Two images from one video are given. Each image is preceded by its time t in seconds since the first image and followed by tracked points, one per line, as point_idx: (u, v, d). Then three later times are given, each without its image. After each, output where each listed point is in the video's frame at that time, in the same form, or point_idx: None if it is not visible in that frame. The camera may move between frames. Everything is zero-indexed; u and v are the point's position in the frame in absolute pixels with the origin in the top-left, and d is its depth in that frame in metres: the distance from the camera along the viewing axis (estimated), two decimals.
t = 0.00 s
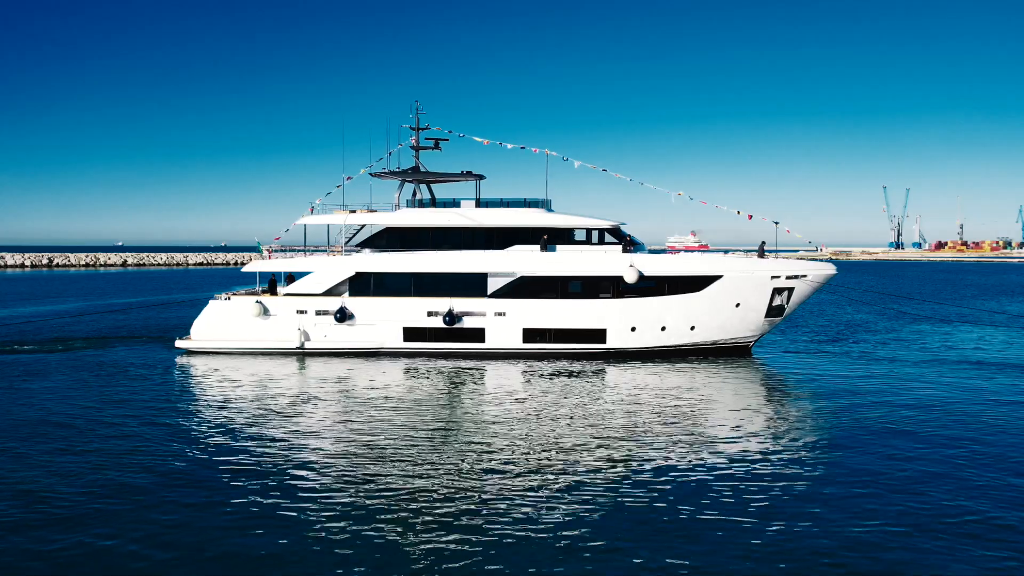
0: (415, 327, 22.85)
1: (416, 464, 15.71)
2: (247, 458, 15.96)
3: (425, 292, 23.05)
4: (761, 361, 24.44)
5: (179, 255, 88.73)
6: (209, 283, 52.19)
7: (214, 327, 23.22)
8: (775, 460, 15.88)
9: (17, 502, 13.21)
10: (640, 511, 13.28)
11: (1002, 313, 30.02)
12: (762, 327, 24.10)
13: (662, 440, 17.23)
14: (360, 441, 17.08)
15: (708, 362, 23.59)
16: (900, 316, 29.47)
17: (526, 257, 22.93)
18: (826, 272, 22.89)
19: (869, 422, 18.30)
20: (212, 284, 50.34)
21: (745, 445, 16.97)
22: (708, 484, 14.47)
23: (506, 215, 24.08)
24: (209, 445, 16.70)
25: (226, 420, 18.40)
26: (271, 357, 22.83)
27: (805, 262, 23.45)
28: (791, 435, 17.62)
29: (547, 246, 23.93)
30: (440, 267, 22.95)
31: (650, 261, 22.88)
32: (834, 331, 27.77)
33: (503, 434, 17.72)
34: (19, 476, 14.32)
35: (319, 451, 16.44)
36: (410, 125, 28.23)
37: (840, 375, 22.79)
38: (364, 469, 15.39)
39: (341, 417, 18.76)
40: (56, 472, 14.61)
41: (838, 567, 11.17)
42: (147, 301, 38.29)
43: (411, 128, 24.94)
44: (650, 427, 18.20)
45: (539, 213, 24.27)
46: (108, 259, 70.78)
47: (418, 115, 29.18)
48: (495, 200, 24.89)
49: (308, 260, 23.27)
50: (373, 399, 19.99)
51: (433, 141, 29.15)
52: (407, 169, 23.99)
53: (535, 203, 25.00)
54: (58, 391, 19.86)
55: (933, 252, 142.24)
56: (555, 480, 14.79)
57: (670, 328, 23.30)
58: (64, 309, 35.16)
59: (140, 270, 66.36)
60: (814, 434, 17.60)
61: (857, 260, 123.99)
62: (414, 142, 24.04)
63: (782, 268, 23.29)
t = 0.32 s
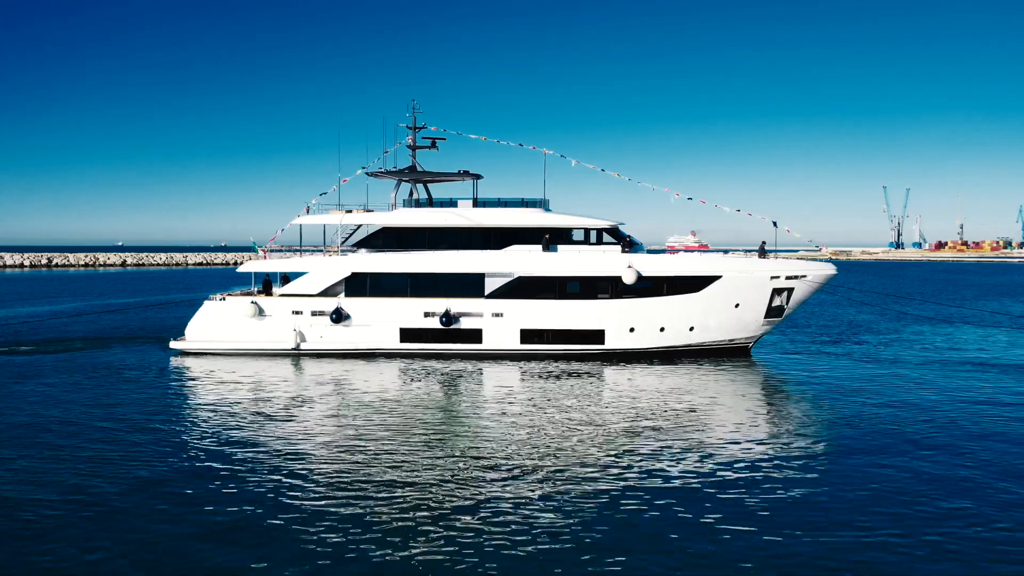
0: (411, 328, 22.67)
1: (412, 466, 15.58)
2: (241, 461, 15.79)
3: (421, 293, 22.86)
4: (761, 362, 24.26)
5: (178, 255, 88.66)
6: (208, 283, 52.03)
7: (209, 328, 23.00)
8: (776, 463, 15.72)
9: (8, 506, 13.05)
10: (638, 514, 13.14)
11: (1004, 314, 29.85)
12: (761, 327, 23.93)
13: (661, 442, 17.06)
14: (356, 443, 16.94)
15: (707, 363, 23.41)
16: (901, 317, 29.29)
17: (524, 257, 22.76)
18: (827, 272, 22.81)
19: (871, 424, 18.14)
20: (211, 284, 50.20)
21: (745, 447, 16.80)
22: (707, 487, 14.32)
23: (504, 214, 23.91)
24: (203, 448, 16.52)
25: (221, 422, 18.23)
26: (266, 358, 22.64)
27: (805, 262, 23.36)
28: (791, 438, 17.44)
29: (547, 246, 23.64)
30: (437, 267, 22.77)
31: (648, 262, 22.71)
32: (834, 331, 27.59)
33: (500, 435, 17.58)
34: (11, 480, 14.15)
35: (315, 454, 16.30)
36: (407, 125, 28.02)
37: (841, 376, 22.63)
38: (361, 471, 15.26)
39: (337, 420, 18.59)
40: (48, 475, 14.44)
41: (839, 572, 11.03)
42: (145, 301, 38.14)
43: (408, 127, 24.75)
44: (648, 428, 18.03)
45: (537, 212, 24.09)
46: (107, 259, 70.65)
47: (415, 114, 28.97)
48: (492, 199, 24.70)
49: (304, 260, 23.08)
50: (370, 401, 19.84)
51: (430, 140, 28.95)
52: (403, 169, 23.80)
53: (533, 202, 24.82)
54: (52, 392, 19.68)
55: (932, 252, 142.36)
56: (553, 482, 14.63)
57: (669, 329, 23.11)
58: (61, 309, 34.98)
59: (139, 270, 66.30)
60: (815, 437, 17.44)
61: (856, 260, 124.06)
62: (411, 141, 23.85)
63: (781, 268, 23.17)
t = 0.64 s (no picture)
0: (410, 332, 22.22)
1: (412, 472, 15.16)
2: (235, 468, 15.36)
3: (420, 295, 22.41)
4: (766, 366, 23.73)
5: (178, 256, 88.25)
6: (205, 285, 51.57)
7: (203, 332, 22.51)
8: (785, 471, 15.23)
9: None
10: (645, 524, 12.63)
11: (1014, 316, 29.38)
12: (766, 331, 23.46)
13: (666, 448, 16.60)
14: (354, 450, 16.52)
15: (711, 367, 22.91)
16: (909, 320, 28.78)
17: (525, 259, 22.32)
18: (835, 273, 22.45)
19: (882, 431, 17.63)
20: (210, 286, 49.63)
21: (752, 454, 16.30)
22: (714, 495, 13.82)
23: (504, 215, 23.46)
24: (194, 456, 16.03)
25: (215, 428, 17.76)
26: (262, 363, 22.18)
27: (811, 264, 22.97)
28: (799, 445, 16.94)
29: (554, 247, 23.27)
30: (436, 269, 22.33)
31: (651, 264, 22.29)
32: (841, 334, 27.08)
33: (501, 440, 17.15)
34: None
35: (312, 461, 15.87)
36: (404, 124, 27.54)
37: (849, 380, 22.13)
38: (359, 478, 14.84)
39: (332, 425, 18.11)
40: (35, 485, 13.98)
41: None
42: (140, 304, 37.54)
43: (406, 126, 24.29)
44: (651, 434, 17.54)
45: (537, 213, 23.65)
46: (106, 260, 70.12)
47: (413, 113, 28.48)
48: (492, 200, 24.25)
49: (300, 262, 22.62)
50: (368, 406, 19.40)
51: (428, 140, 28.48)
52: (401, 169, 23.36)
53: (533, 203, 24.37)
54: (42, 398, 19.20)
55: (937, 253, 141.72)
56: (555, 490, 14.13)
57: (672, 332, 22.63)
58: (54, 312, 34.39)
59: (138, 271, 65.95)
60: (824, 443, 16.93)
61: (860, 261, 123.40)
62: (410, 140, 23.41)
63: (787, 270, 22.75)
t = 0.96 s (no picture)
0: (408, 336, 21.70)
1: (409, 478, 14.66)
2: (226, 475, 14.85)
3: (418, 298, 21.88)
4: (774, 371, 23.15)
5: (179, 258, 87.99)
6: (204, 287, 51.05)
7: (196, 336, 22.00)
8: (799, 480, 14.62)
9: None
10: (654, 535, 12.05)
11: None
12: (773, 334, 22.91)
13: (671, 454, 16.07)
14: (349, 455, 16.02)
15: (717, 372, 22.34)
16: (919, 323, 28.19)
17: (526, 261, 21.80)
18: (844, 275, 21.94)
19: (897, 438, 17.03)
20: (209, 288, 49.17)
21: (763, 461, 15.71)
22: (725, 506, 13.24)
23: (505, 216, 22.94)
24: (184, 463, 15.50)
25: (206, 435, 17.25)
26: (256, 367, 21.67)
27: (819, 266, 22.48)
28: (811, 451, 16.35)
29: (559, 249, 22.74)
30: (434, 271, 21.81)
31: (655, 266, 21.79)
32: (849, 338, 26.50)
33: (501, 446, 16.64)
34: None
35: (306, 466, 15.38)
36: (403, 122, 27.02)
37: (860, 385, 21.52)
38: (354, 484, 14.35)
39: (328, 432, 17.55)
40: (17, 494, 13.48)
41: None
42: (137, 306, 37.11)
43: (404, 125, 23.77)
44: (657, 440, 16.98)
45: (539, 214, 23.12)
46: (105, 262, 69.78)
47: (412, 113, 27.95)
48: (492, 201, 23.76)
49: (296, 264, 22.11)
50: (365, 411, 18.90)
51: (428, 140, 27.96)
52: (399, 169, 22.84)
53: (534, 203, 23.89)
54: (29, 404, 18.70)
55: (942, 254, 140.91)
56: (559, 499, 13.57)
57: (677, 336, 22.08)
58: (49, 314, 33.97)
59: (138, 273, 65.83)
60: (837, 450, 16.34)
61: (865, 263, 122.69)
62: (408, 139, 22.90)
63: (794, 272, 22.25)
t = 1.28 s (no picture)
0: (406, 340, 21.12)
1: (405, 487, 14.12)
2: (216, 484, 14.30)
3: (417, 301, 21.31)
4: (782, 376, 22.53)
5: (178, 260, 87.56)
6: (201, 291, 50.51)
7: (188, 340, 21.42)
8: (814, 491, 14.02)
9: None
10: (663, 550, 11.48)
11: None
12: (781, 339, 22.31)
13: (678, 462, 15.48)
14: (345, 463, 15.48)
15: (723, 377, 21.74)
16: (930, 327, 27.56)
17: (527, 263, 21.25)
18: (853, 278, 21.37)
19: (913, 446, 16.42)
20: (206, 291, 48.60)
21: (774, 471, 15.12)
22: (738, 519, 12.67)
23: (506, 217, 22.38)
24: (174, 471, 14.94)
25: (197, 443, 16.68)
26: (250, 373, 21.08)
27: (827, 268, 21.92)
28: (824, 460, 15.75)
29: (566, 251, 22.24)
30: (433, 273, 21.25)
31: (660, 268, 21.23)
32: (858, 342, 25.88)
33: (501, 453, 16.09)
34: None
35: (300, 474, 14.85)
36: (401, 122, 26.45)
37: (872, 390, 20.90)
38: (349, 494, 13.79)
39: (324, 438, 17.01)
40: None
41: None
42: (132, 309, 36.47)
43: (402, 124, 23.22)
44: (663, 448, 16.39)
45: (540, 215, 22.56)
46: (104, 265, 69.24)
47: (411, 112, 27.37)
48: (492, 202, 23.22)
49: (291, 266, 21.54)
50: (361, 417, 18.36)
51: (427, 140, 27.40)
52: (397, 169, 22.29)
53: (535, 203, 23.34)
54: (16, 411, 18.12)
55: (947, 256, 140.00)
56: (563, 510, 12.99)
57: (683, 340, 21.49)
58: (42, 318, 33.36)
59: (136, 275, 65.37)
60: (852, 459, 15.73)
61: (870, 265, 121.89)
62: (406, 139, 22.36)
63: (802, 275, 21.68)
